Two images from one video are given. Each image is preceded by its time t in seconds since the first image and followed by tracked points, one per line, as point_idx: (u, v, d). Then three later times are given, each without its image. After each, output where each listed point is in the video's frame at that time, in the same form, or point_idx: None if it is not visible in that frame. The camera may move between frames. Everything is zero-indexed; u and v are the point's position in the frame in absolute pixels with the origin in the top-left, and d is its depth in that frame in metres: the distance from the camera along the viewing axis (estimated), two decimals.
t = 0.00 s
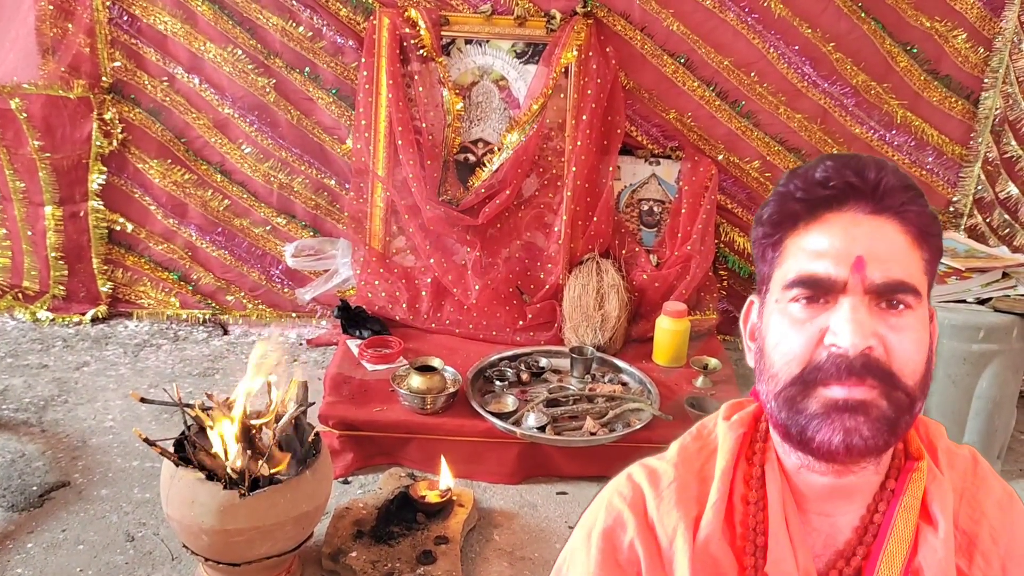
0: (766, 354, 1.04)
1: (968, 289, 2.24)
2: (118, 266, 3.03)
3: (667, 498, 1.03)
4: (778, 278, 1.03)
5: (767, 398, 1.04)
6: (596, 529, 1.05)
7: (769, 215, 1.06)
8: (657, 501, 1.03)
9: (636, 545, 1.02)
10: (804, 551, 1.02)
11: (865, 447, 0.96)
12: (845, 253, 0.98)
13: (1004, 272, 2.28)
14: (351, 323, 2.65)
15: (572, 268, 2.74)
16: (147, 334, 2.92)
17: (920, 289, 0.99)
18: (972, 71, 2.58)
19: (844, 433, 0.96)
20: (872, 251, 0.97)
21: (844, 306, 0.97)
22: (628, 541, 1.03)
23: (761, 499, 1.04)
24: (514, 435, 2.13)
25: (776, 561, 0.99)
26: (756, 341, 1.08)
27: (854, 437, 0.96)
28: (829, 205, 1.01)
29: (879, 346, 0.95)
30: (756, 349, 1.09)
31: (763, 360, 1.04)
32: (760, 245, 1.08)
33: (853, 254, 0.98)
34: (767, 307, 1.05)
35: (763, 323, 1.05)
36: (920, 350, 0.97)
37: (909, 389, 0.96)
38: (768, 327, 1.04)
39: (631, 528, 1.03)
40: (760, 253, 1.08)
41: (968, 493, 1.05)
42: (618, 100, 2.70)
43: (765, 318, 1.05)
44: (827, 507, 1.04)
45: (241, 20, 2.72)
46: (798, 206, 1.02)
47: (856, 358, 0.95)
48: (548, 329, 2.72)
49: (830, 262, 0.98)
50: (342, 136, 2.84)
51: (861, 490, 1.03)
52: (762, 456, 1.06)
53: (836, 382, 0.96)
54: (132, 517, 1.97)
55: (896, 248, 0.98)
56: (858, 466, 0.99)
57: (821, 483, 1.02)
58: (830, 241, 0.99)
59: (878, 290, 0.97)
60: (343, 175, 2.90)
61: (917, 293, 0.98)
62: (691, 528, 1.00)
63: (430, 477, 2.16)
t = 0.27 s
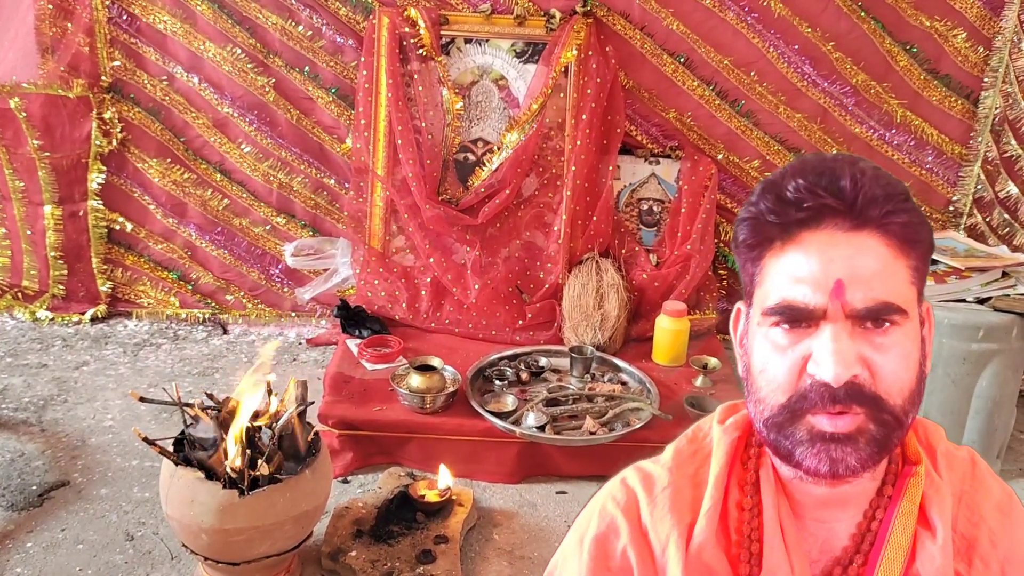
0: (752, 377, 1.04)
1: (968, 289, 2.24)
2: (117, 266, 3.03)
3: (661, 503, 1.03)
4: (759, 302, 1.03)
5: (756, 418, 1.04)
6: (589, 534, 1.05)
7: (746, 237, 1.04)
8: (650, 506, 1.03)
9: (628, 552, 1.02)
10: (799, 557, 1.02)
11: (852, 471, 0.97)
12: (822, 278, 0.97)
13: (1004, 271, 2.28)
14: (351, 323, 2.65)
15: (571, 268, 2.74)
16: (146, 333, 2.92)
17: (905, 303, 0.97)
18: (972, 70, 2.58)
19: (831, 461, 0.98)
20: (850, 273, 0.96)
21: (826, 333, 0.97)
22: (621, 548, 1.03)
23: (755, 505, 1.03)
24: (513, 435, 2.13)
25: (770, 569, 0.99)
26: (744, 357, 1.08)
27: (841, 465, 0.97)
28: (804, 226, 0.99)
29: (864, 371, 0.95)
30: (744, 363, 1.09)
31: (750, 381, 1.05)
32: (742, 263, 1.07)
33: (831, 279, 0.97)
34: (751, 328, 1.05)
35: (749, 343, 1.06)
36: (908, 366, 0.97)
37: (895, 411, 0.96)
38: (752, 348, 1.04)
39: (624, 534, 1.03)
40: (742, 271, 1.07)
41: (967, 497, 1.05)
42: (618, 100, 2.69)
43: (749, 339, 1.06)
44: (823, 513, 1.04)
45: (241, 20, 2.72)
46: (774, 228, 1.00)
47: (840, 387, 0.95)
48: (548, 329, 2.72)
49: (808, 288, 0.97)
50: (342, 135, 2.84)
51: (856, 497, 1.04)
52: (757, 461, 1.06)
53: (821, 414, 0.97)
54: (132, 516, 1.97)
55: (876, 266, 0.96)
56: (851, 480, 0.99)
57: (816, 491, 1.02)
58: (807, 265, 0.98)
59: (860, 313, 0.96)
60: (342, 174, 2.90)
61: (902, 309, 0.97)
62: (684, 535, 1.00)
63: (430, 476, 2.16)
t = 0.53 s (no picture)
0: (742, 375, 1.04)
1: (968, 289, 2.23)
2: (117, 266, 3.03)
3: (656, 508, 1.03)
4: (748, 299, 1.04)
5: (747, 418, 1.04)
6: (585, 538, 1.05)
7: (732, 234, 1.05)
8: (646, 511, 1.03)
9: (624, 556, 1.02)
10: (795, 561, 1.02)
11: (846, 468, 0.97)
12: (809, 271, 0.98)
13: (1004, 271, 2.28)
14: (350, 323, 2.65)
15: (571, 268, 2.74)
16: (146, 333, 2.92)
17: (893, 296, 0.98)
18: (972, 70, 2.58)
19: (824, 459, 0.97)
20: (836, 266, 0.97)
21: (814, 327, 0.97)
22: (617, 553, 1.03)
23: (751, 509, 1.03)
24: (512, 435, 2.13)
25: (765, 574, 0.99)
26: (734, 357, 1.09)
27: (834, 463, 0.97)
28: (789, 219, 1.00)
29: (853, 364, 0.95)
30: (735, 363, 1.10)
31: (740, 380, 1.05)
32: (730, 262, 1.08)
33: (817, 272, 0.97)
34: (741, 326, 1.06)
35: (739, 342, 1.06)
36: (898, 359, 0.97)
37: (888, 405, 0.97)
38: (742, 346, 1.05)
39: (620, 540, 1.03)
40: (730, 270, 1.08)
41: (965, 498, 1.05)
42: (618, 99, 2.69)
43: (739, 338, 1.06)
44: (818, 517, 1.04)
45: (240, 20, 2.72)
46: (759, 225, 1.02)
47: (830, 380, 0.95)
48: (548, 329, 2.72)
49: (795, 282, 0.98)
50: (341, 135, 2.84)
51: (852, 500, 1.04)
52: (752, 465, 1.06)
53: (811, 410, 0.97)
54: (131, 516, 1.97)
55: (862, 258, 0.97)
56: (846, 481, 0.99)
57: (812, 495, 1.02)
58: (793, 259, 0.99)
59: (848, 305, 0.97)
60: (342, 174, 2.90)
61: (890, 302, 0.98)
62: (679, 540, 1.00)
63: (429, 476, 2.16)
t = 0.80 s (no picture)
0: (742, 367, 1.05)
1: (967, 289, 2.24)
2: (116, 266, 3.03)
3: (659, 504, 1.03)
4: (746, 291, 1.05)
5: (747, 410, 1.04)
6: (588, 535, 1.05)
7: (730, 229, 1.07)
8: (649, 507, 1.03)
9: (627, 552, 1.02)
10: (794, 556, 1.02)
11: (846, 453, 0.96)
12: (804, 259, 0.99)
13: (1003, 271, 2.28)
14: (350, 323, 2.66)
15: (570, 268, 2.74)
16: (145, 334, 2.92)
17: (888, 285, 0.99)
18: (970, 71, 2.59)
19: (823, 443, 0.96)
20: (831, 254, 0.98)
21: (811, 313, 0.98)
22: (619, 548, 1.03)
23: (752, 504, 1.04)
24: (512, 435, 2.13)
25: (766, 567, 0.99)
26: (734, 353, 1.09)
27: (834, 447, 0.96)
28: (784, 212, 1.02)
29: (850, 348, 0.95)
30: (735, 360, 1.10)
31: (740, 371, 1.05)
32: (729, 259, 1.10)
33: (812, 259, 0.98)
34: (739, 319, 1.06)
35: (738, 335, 1.07)
36: (895, 346, 0.97)
37: (886, 389, 0.96)
38: (741, 338, 1.05)
39: (622, 535, 1.03)
40: (729, 266, 1.10)
41: (964, 496, 1.05)
42: (617, 99, 2.69)
43: (738, 331, 1.07)
44: (818, 512, 1.04)
45: (240, 20, 2.72)
46: (755, 217, 1.04)
47: (826, 363, 0.95)
48: (547, 329, 2.73)
49: (791, 270, 0.99)
50: (341, 135, 2.84)
51: (851, 494, 1.03)
52: (753, 461, 1.06)
53: (810, 394, 0.96)
54: (131, 517, 1.97)
55: (856, 247, 0.98)
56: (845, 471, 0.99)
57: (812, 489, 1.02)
58: (789, 248, 1.00)
59: (843, 292, 0.97)
60: (342, 174, 2.90)
61: (885, 290, 0.98)
62: (682, 535, 1.00)
63: (429, 476, 2.16)
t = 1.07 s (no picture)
0: (752, 346, 1.05)
1: (966, 289, 2.24)
2: (116, 267, 3.03)
3: (666, 496, 1.03)
4: (759, 272, 1.06)
5: (756, 389, 1.04)
6: (595, 528, 1.05)
7: (744, 217, 1.09)
8: (656, 499, 1.03)
9: (635, 544, 1.02)
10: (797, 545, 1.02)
11: (854, 423, 0.95)
12: (818, 237, 1.01)
13: (1002, 272, 2.28)
14: (349, 324, 2.66)
15: (570, 269, 2.75)
16: (145, 335, 2.92)
17: (896, 269, 1.01)
18: (970, 71, 2.59)
19: (832, 410, 0.96)
20: (844, 233, 1.00)
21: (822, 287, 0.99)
22: (627, 540, 1.03)
23: (757, 494, 1.04)
24: (512, 435, 2.13)
25: (772, 555, 1.00)
26: (744, 340, 1.09)
27: (842, 415, 0.95)
28: (799, 199, 1.04)
29: (860, 320, 0.96)
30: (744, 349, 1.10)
31: (750, 352, 1.06)
32: (742, 249, 1.11)
33: (826, 238, 1.00)
34: (751, 302, 1.07)
35: (749, 317, 1.07)
36: (902, 326, 0.98)
37: (893, 361, 0.97)
38: (752, 319, 1.06)
39: (630, 527, 1.03)
40: (740, 254, 1.11)
41: (963, 489, 1.05)
42: (616, 100, 2.70)
43: (749, 313, 1.07)
44: (821, 502, 1.05)
45: (240, 21, 2.72)
46: (771, 201, 1.06)
47: (837, 331, 0.96)
48: (547, 330, 2.73)
49: (805, 247, 1.01)
50: (341, 136, 2.84)
51: (854, 483, 1.04)
52: (757, 453, 1.07)
53: (821, 361, 0.97)
54: (131, 517, 1.97)
55: (867, 231, 1.01)
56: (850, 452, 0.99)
57: (815, 477, 1.02)
58: (803, 228, 1.02)
59: (854, 270, 0.99)
60: (341, 175, 2.90)
61: (894, 272, 1.00)
62: (690, 526, 1.01)
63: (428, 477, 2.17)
